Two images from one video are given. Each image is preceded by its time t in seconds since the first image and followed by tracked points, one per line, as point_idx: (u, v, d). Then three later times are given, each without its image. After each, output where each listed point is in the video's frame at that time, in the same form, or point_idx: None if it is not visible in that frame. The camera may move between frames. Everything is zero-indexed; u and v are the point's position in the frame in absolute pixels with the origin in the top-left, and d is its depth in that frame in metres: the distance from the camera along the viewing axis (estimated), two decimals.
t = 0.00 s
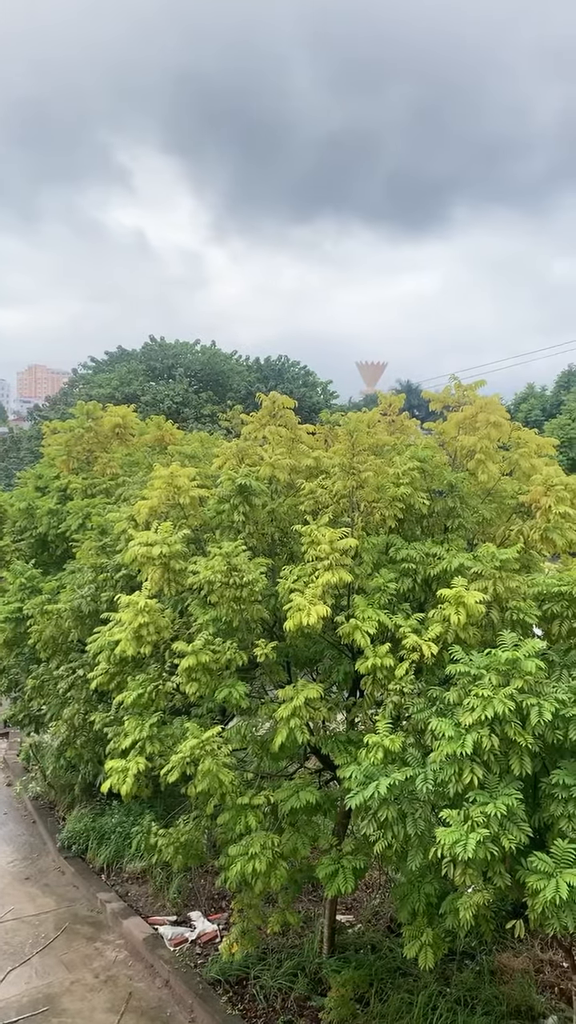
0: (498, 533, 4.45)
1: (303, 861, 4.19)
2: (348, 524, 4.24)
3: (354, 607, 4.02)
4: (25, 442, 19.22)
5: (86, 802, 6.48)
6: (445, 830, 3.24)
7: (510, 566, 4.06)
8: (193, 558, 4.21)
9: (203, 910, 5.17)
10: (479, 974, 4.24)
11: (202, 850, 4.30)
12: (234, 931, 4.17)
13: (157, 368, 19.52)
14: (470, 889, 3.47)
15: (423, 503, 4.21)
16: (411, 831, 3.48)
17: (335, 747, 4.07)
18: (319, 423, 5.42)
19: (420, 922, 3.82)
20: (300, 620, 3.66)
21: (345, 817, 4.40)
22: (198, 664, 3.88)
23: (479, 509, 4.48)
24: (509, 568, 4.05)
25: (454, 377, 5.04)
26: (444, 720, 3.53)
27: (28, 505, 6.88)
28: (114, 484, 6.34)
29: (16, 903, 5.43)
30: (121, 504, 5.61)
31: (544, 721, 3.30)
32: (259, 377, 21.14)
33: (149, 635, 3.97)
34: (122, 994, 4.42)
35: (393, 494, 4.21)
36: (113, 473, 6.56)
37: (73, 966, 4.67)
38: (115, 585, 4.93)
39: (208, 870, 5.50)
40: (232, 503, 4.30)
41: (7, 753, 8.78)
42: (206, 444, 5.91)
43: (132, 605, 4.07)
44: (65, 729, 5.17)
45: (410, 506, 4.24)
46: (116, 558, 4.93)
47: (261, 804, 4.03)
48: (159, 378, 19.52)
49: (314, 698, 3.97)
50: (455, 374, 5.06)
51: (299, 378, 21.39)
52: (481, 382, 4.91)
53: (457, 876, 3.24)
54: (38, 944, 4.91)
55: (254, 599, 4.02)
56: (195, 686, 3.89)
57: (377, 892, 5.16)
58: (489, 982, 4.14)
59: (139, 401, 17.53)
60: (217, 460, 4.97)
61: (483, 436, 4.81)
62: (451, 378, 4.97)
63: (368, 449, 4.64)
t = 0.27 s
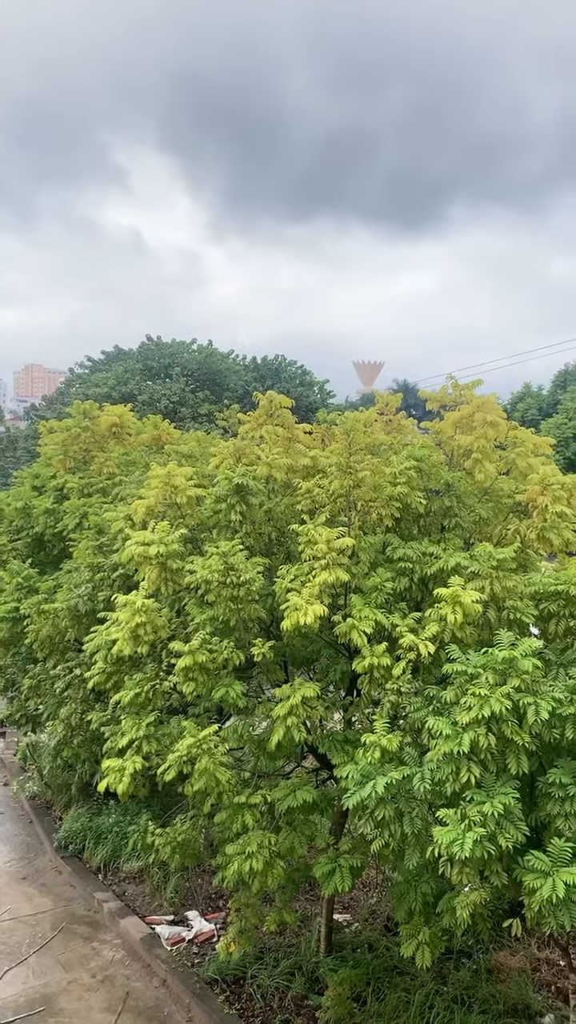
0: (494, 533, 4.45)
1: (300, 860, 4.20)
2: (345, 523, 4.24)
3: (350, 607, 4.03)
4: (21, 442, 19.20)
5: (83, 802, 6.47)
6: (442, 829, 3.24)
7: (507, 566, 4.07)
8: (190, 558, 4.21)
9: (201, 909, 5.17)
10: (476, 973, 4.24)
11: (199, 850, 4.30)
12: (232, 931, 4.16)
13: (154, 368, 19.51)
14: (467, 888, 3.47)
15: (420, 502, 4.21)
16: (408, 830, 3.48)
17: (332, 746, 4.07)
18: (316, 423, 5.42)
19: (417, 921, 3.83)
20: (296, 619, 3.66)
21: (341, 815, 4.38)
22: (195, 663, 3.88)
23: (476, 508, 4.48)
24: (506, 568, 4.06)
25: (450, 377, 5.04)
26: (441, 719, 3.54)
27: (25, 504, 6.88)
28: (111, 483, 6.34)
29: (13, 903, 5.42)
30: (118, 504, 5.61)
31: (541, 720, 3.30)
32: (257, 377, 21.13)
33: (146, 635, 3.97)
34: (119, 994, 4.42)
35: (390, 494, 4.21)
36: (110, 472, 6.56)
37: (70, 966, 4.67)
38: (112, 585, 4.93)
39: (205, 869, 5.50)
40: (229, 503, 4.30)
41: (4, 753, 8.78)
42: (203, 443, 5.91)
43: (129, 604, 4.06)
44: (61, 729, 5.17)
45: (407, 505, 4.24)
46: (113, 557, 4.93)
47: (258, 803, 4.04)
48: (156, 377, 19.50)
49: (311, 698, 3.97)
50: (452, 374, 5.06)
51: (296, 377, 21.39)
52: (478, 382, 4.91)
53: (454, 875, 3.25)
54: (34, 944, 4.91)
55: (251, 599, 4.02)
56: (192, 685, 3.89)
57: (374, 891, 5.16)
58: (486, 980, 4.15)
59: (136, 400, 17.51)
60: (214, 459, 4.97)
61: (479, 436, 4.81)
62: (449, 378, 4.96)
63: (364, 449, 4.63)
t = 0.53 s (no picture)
0: (492, 532, 4.45)
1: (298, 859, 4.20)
2: (342, 523, 4.24)
3: (348, 606, 4.03)
4: (19, 441, 19.18)
5: (81, 802, 6.47)
6: (440, 829, 3.25)
7: (504, 566, 4.08)
8: (188, 557, 4.21)
9: (198, 909, 5.17)
10: (474, 972, 4.25)
11: (197, 849, 4.31)
12: (229, 931, 4.15)
13: (152, 367, 19.50)
14: (465, 888, 3.47)
15: (417, 502, 4.22)
16: (406, 830, 3.49)
17: (330, 746, 4.08)
18: (314, 422, 5.41)
19: (414, 920, 3.83)
20: (294, 618, 3.66)
21: (339, 815, 4.36)
22: (193, 663, 3.88)
23: (474, 508, 4.48)
24: (504, 568, 4.07)
25: (448, 376, 5.04)
26: (438, 719, 3.54)
27: (22, 503, 6.87)
28: (109, 483, 6.33)
29: (11, 903, 5.42)
30: (115, 503, 5.61)
31: (538, 720, 3.31)
32: (255, 376, 21.13)
33: (144, 634, 3.97)
34: (116, 993, 4.42)
35: (387, 494, 4.21)
36: (108, 472, 6.55)
37: (68, 965, 4.67)
38: (110, 584, 4.93)
39: (203, 869, 5.50)
40: (227, 502, 4.30)
41: (1, 752, 8.77)
42: (201, 443, 5.91)
43: (127, 604, 4.06)
44: (59, 728, 5.16)
45: (404, 505, 4.25)
46: (110, 557, 4.93)
47: (256, 803, 4.04)
48: (153, 376, 19.48)
49: (309, 698, 3.97)
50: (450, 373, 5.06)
51: (294, 376, 21.39)
52: (476, 382, 4.91)
53: (451, 875, 3.25)
54: (32, 943, 4.91)
55: (249, 599, 4.02)
56: (189, 684, 3.90)
57: (372, 890, 5.17)
58: (483, 979, 4.15)
59: (133, 399, 17.50)
60: (212, 459, 4.97)
61: (477, 435, 4.81)
62: (447, 377, 4.95)
63: (362, 448, 4.62)
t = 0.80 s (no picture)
0: (490, 531, 4.45)
1: (296, 858, 4.20)
2: (340, 522, 4.24)
3: (346, 606, 4.03)
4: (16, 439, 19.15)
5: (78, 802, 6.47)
6: (438, 828, 3.25)
7: (502, 566, 4.07)
8: (186, 557, 4.21)
9: (196, 908, 5.17)
10: (471, 971, 4.26)
11: (195, 848, 4.31)
12: (227, 929, 4.18)
13: (149, 366, 19.48)
14: (462, 887, 3.48)
15: (415, 502, 4.21)
16: (403, 829, 3.49)
17: (327, 745, 4.08)
18: (312, 421, 5.41)
19: (412, 920, 3.83)
20: (292, 617, 3.66)
21: (336, 815, 4.38)
22: (191, 662, 3.88)
23: (471, 507, 4.48)
24: (501, 567, 4.06)
25: (446, 376, 5.04)
26: (436, 719, 3.54)
27: (19, 502, 6.86)
28: (107, 482, 6.33)
29: (8, 902, 5.41)
30: (113, 502, 5.60)
31: (536, 720, 3.31)
32: (253, 375, 21.12)
33: (142, 633, 3.97)
34: (114, 993, 4.42)
35: (385, 493, 4.21)
36: (106, 471, 6.54)
37: (65, 965, 4.66)
38: (108, 583, 4.93)
39: (200, 868, 5.50)
40: (225, 502, 4.29)
41: None
42: (198, 442, 5.91)
43: (124, 604, 4.06)
44: (56, 727, 5.16)
45: (402, 504, 4.25)
46: (108, 556, 4.92)
47: (253, 802, 4.04)
48: (151, 375, 19.45)
49: (306, 697, 3.97)
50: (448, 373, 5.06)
51: (292, 376, 21.39)
52: (474, 382, 4.90)
53: (449, 874, 3.26)
54: (30, 942, 4.90)
55: (246, 598, 4.01)
56: (187, 683, 3.89)
57: (370, 889, 5.17)
58: (480, 978, 4.16)
59: (130, 398, 17.48)
60: (210, 458, 4.97)
61: (475, 435, 4.80)
62: (445, 376, 4.94)
63: (360, 447, 4.62)
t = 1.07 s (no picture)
0: (487, 530, 4.45)
1: (293, 857, 4.20)
2: (338, 521, 4.24)
3: (343, 605, 4.02)
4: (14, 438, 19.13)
5: (76, 801, 6.46)
6: (435, 827, 3.25)
7: (500, 565, 4.07)
8: (183, 556, 4.20)
9: (193, 907, 5.17)
10: (468, 969, 4.26)
11: (192, 847, 4.31)
12: (224, 928, 4.19)
13: (147, 365, 19.47)
14: (459, 885, 3.48)
15: (413, 502, 4.21)
16: (401, 827, 3.49)
17: (325, 744, 4.08)
18: (310, 420, 5.41)
19: (409, 918, 3.84)
20: (289, 616, 3.66)
21: (334, 814, 4.38)
22: (188, 661, 3.88)
23: (469, 506, 4.48)
24: (499, 566, 4.06)
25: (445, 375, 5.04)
26: (434, 718, 3.54)
27: (17, 501, 6.85)
28: (104, 481, 6.32)
29: (5, 901, 5.41)
30: (111, 501, 5.60)
31: (534, 719, 3.31)
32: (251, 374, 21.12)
33: (140, 632, 3.97)
34: (111, 991, 4.42)
35: (383, 492, 4.20)
36: (103, 470, 6.54)
37: (62, 964, 4.66)
38: (105, 582, 4.92)
39: (198, 867, 5.50)
40: (223, 500, 4.28)
41: None
42: (196, 441, 5.90)
43: (122, 603, 4.05)
44: (54, 727, 5.15)
45: (400, 503, 4.25)
46: (105, 555, 4.92)
47: (251, 801, 4.04)
48: (149, 374, 19.44)
49: (304, 696, 3.97)
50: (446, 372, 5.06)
51: (290, 375, 21.39)
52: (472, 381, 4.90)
53: (446, 873, 3.26)
54: (27, 941, 4.90)
55: (244, 597, 4.01)
56: (185, 682, 3.89)
57: (367, 888, 5.18)
58: (477, 977, 4.16)
59: (128, 397, 17.47)
60: (208, 456, 4.96)
61: (473, 434, 4.81)
62: (442, 375, 4.94)
63: (358, 446, 4.61)
